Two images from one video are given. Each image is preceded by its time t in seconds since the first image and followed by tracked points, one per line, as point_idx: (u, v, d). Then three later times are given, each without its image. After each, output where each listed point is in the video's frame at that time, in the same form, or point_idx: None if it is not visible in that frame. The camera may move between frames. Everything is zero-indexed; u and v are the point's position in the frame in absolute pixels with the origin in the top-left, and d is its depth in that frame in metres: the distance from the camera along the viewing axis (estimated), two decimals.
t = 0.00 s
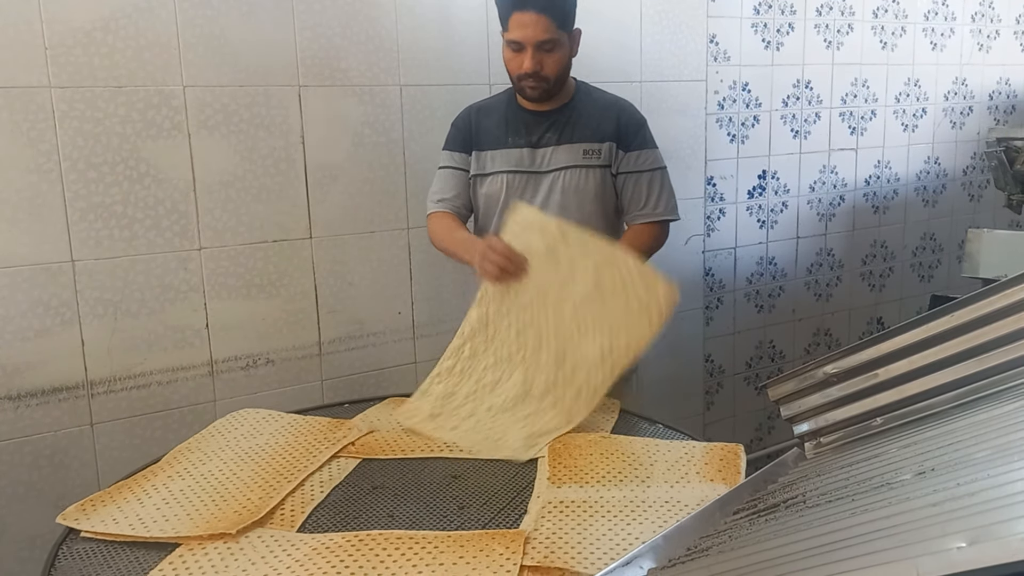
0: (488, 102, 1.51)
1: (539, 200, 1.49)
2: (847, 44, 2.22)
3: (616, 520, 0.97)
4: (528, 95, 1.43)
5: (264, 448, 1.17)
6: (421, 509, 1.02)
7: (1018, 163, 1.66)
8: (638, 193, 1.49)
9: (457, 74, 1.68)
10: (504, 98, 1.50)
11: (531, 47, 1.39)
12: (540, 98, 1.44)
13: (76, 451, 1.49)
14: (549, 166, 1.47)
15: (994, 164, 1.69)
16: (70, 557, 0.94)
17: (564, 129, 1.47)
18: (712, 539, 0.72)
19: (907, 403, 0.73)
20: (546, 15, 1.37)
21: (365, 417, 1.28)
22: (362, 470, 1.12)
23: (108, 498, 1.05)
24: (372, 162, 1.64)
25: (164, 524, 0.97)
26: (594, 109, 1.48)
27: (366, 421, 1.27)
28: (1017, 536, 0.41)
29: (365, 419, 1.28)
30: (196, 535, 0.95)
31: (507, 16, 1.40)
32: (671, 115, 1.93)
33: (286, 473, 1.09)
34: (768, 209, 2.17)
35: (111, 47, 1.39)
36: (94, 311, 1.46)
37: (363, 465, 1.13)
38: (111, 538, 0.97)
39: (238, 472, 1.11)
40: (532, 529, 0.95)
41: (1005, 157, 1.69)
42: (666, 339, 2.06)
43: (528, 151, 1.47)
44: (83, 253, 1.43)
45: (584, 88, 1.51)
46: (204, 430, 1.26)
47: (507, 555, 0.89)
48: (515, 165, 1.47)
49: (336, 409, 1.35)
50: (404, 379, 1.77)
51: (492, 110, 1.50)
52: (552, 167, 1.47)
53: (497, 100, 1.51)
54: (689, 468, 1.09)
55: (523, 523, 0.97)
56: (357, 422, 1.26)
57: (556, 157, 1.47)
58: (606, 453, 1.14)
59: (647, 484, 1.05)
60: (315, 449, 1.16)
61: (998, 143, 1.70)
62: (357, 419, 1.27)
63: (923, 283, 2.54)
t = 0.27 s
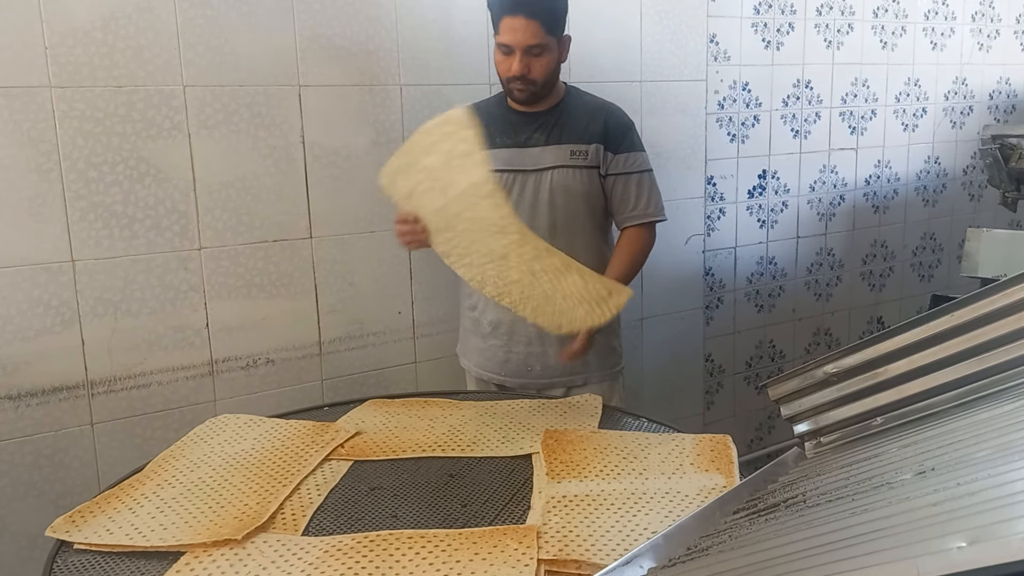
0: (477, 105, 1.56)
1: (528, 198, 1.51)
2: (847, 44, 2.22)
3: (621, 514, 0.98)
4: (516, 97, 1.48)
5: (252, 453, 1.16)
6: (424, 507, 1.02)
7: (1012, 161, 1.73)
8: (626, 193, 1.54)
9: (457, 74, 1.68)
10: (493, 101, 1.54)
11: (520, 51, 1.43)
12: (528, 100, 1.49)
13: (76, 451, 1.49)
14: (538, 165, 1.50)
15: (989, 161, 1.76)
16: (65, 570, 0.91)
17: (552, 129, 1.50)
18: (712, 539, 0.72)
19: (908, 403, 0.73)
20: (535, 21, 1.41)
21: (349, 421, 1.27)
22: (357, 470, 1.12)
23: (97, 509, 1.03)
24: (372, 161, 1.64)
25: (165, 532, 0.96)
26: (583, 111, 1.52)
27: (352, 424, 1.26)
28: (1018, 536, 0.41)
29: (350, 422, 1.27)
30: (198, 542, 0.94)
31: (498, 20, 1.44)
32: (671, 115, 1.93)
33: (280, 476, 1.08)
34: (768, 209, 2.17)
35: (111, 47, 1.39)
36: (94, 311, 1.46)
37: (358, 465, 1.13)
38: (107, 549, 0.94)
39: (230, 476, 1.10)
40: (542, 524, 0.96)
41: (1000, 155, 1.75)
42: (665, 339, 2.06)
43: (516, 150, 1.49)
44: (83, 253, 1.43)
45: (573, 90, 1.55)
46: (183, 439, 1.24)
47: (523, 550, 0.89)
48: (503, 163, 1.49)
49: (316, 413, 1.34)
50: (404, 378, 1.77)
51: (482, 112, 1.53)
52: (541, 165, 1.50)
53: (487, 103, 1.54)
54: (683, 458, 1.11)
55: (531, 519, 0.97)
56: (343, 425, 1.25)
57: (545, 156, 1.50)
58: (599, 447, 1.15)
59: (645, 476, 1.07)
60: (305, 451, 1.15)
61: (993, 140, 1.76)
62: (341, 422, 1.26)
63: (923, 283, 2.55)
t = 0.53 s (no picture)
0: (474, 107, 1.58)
1: (519, 195, 1.53)
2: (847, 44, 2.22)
3: (624, 508, 0.99)
4: (511, 96, 1.51)
5: (240, 459, 1.15)
6: (427, 506, 1.02)
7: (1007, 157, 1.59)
8: (614, 191, 1.54)
9: (458, 74, 1.68)
10: (489, 102, 1.56)
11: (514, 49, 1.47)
12: (523, 99, 1.51)
13: (76, 451, 1.49)
14: (529, 163, 1.51)
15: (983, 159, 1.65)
16: None
17: (545, 128, 1.52)
18: (712, 538, 0.72)
19: (909, 402, 0.73)
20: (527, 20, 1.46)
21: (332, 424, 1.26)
22: (352, 473, 1.12)
23: (88, 520, 1.00)
24: (373, 161, 1.64)
25: (166, 540, 0.94)
26: (576, 110, 1.53)
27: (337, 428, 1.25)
28: (1017, 535, 0.41)
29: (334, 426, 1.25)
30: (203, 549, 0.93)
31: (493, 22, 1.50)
32: (671, 115, 1.93)
33: (274, 481, 1.07)
34: (768, 209, 2.17)
35: (111, 47, 1.39)
36: (94, 311, 1.46)
37: (352, 467, 1.13)
38: (107, 560, 0.92)
39: (224, 483, 1.08)
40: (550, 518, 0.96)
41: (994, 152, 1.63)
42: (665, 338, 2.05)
43: (508, 149, 1.52)
44: (83, 253, 1.43)
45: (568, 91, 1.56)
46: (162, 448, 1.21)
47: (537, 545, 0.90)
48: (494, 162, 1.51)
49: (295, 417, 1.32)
50: (404, 378, 1.77)
51: (477, 113, 1.56)
52: (532, 163, 1.51)
53: (483, 104, 1.57)
54: (674, 450, 1.13)
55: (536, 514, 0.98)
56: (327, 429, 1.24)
57: (536, 154, 1.51)
58: (592, 442, 1.16)
59: (640, 469, 1.08)
60: (295, 455, 1.15)
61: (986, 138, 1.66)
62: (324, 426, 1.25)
63: (923, 282, 2.55)
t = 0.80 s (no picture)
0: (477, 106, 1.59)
1: (513, 195, 1.53)
2: (847, 43, 2.22)
3: (626, 501, 0.99)
4: (511, 93, 1.50)
5: (228, 464, 1.12)
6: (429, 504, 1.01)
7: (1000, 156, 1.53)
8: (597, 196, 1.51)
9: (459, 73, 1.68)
10: (491, 102, 1.57)
11: (514, 45, 1.46)
12: (522, 97, 1.50)
13: (76, 450, 1.49)
14: (523, 164, 1.52)
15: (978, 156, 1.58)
16: None
17: (541, 130, 1.52)
18: (713, 538, 0.72)
19: (907, 402, 0.73)
20: (528, 15, 1.44)
21: (313, 423, 1.23)
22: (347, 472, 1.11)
23: (80, 531, 0.96)
24: (372, 161, 1.64)
25: (169, 549, 0.92)
26: (572, 112, 1.53)
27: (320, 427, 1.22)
28: (1017, 535, 0.41)
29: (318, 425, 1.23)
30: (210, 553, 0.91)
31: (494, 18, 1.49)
32: (671, 114, 1.93)
33: (269, 484, 1.06)
34: (768, 208, 2.17)
35: (111, 46, 1.39)
36: (94, 310, 1.46)
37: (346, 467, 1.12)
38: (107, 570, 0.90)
39: (217, 488, 1.06)
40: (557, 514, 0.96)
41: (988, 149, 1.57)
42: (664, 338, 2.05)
43: (504, 149, 1.53)
44: (83, 253, 1.43)
45: (570, 92, 1.56)
46: (144, 457, 1.17)
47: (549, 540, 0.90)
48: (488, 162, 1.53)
49: (273, 419, 1.29)
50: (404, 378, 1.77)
51: (478, 113, 1.57)
52: (525, 165, 1.52)
53: (485, 104, 1.58)
54: (664, 443, 1.14)
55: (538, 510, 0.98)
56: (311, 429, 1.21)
57: (531, 155, 1.52)
58: (582, 437, 1.17)
59: (635, 462, 1.09)
60: (283, 459, 1.13)
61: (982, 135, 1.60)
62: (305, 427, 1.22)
63: (923, 282, 2.55)
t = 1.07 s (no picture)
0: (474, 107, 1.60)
1: (509, 195, 1.53)
2: (847, 43, 2.22)
3: (626, 495, 0.99)
4: (506, 87, 1.51)
5: (218, 471, 1.11)
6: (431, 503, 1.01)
7: (995, 153, 1.52)
8: (603, 194, 1.53)
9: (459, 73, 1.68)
10: (487, 102, 1.57)
11: (510, 39, 1.49)
12: (518, 92, 1.51)
13: (76, 450, 1.49)
14: (520, 163, 1.52)
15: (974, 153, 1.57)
16: None
17: (538, 129, 1.52)
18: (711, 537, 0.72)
19: (913, 401, 0.72)
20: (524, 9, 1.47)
21: (299, 429, 1.22)
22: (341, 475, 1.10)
23: (75, 544, 0.95)
24: (373, 161, 1.64)
25: (174, 557, 0.91)
26: (570, 112, 1.53)
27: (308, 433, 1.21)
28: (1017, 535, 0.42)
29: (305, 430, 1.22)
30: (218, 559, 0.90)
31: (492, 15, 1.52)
32: (671, 114, 1.93)
33: (265, 490, 1.05)
34: (768, 208, 2.17)
35: (111, 46, 1.39)
36: (94, 310, 1.46)
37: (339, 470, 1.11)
38: None
39: (211, 494, 1.05)
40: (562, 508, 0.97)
41: (983, 147, 1.55)
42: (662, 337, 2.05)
43: (500, 149, 1.53)
44: (83, 252, 1.43)
45: (566, 92, 1.56)
46: (127, 467, 1.15)
47: (558, 535, 0.90)
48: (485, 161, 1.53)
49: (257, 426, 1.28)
50: (404, 377, 1.77)
51: (475, 114, 1.57)
52: (522, 164, 1.52)
53: (482, 104, 1.58)
54: (655, 437, 1.15)
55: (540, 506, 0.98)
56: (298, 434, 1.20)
57: (528, 155, 1.52)
58: (574, 433, 1.17)
59: (629, 455, 1.10)
60: (275, 464, 1.12)
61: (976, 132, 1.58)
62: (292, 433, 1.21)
63: (923, 281, 2.55)
